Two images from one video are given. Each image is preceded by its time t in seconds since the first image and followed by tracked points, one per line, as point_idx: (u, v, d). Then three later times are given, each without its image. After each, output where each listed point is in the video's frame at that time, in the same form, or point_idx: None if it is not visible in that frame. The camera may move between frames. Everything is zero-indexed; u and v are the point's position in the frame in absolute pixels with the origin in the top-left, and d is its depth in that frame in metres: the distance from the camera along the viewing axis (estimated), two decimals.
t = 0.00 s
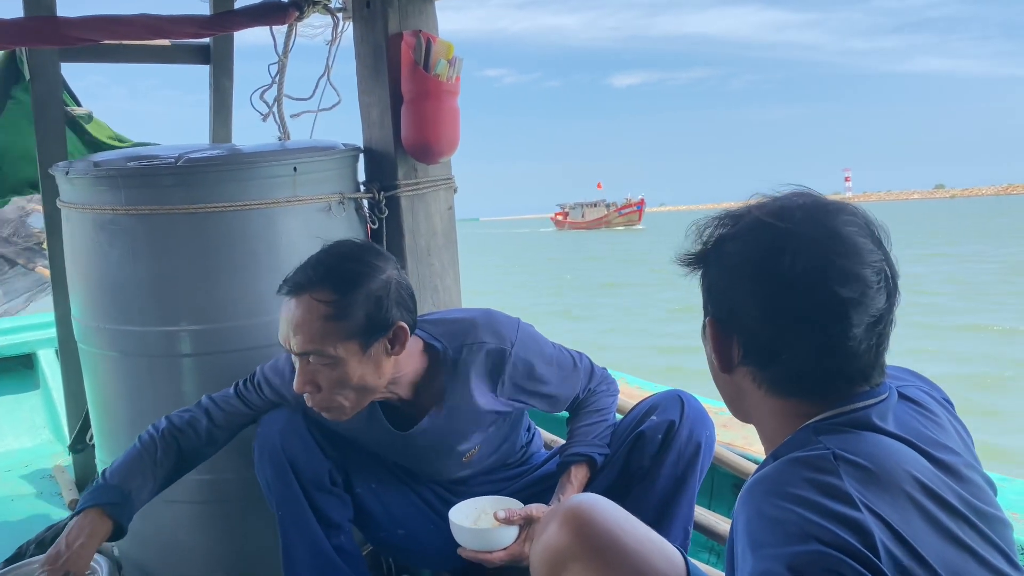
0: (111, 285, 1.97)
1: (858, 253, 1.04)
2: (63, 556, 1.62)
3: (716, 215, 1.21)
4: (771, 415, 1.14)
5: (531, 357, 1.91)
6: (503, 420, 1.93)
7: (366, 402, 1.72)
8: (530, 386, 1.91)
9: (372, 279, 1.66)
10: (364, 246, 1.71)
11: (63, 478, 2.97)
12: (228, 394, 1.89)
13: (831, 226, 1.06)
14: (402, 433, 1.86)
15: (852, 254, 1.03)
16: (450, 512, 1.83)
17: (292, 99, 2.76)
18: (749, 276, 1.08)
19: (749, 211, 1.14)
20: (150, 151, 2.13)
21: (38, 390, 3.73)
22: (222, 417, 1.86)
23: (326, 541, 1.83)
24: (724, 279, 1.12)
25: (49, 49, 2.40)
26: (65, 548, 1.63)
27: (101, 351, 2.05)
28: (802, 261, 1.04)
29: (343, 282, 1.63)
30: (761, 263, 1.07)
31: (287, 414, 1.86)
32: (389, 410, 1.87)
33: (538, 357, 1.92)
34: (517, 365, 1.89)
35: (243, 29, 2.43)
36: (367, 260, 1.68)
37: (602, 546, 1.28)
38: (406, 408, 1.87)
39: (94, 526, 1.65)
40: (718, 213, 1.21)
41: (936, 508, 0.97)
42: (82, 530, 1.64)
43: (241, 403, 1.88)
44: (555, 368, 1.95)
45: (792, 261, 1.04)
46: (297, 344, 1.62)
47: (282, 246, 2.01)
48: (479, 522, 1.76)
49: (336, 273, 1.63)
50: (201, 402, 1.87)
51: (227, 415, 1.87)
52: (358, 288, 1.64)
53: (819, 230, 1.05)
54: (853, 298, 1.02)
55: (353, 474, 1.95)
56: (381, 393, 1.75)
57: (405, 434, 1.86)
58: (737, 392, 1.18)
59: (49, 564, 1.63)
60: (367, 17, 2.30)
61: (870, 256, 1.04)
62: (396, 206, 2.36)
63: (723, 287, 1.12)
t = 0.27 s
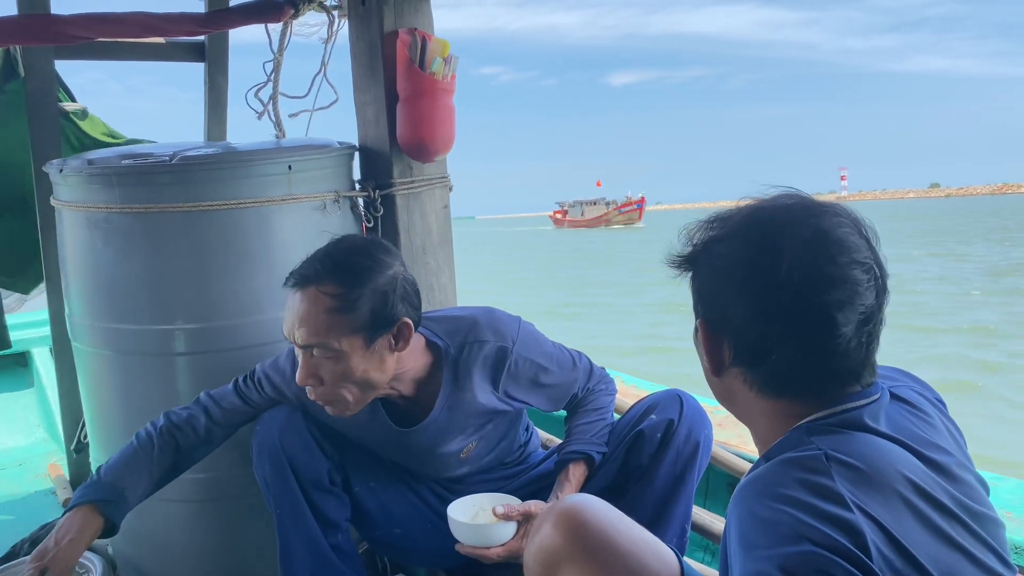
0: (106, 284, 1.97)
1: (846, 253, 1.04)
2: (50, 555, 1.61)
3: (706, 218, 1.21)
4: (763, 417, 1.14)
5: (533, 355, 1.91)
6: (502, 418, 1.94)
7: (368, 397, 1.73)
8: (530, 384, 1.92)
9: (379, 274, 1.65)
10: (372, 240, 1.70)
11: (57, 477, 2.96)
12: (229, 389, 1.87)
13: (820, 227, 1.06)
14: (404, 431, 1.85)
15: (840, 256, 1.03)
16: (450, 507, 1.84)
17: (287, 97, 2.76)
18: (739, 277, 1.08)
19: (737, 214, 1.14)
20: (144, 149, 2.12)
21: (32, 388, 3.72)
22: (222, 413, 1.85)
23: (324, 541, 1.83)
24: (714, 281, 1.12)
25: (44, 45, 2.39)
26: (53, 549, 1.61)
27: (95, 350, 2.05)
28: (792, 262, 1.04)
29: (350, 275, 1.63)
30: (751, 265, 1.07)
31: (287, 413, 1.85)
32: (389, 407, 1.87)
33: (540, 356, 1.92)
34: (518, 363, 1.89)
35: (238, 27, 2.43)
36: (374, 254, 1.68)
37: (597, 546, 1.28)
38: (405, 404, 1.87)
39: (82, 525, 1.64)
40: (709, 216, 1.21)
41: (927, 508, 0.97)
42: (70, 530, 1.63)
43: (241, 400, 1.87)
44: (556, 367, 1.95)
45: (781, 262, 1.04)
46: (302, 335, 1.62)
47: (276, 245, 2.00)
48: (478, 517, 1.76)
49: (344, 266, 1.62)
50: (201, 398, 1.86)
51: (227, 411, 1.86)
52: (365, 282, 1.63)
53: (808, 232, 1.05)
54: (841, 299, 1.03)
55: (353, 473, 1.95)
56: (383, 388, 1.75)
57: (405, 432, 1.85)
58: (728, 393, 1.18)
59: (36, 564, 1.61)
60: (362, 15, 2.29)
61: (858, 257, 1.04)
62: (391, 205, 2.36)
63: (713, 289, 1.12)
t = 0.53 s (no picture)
0: (98, 282, 1.96)
1: (839, 250, 1.04)
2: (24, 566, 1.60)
3: (697, 217, 1.21)
4: (755, 415, 1.14)
5: (520, 355, 1.91)
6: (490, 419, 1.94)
7: (355, 397, 1.72)
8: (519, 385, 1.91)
9: (370, 274, 1.65)
10: (364, 240, 1.70)
11: (51, 474, 2.95)
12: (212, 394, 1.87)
13: (812, 225, 1.06)
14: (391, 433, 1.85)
15: (833, 252, 1.03)
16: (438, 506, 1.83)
17: (282, 94, 2.75)
18: (731, 275, 1.08)
19: (729, 212, 1.14)
20: (137, 146, 2.12)
21: (25, 386, 3.71)
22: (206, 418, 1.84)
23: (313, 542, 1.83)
24: (705, 279, 1.12)
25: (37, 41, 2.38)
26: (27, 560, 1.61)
27: (87, 347, 2.04)
28: (784, 259, 1.04)
29: (340, 275, 1.62)
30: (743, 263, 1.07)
31: (274, 416, 1.84)
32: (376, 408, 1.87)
33: (527, 356, 1.92)
34: (506, 364, 1.89)
35: (232, 24, 2.41)
36: (366, 254, 1.67)
37: (590, 545, 1.28)
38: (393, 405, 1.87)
39: (57, 536, 1.64)
40: (699, 215, 1.21)
41: (919, 506, 0.97)
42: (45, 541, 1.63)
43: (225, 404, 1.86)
44: (544, 367, 1.95)
45: (774, 259, 1.04)
46: (290, 334, 1.61)
47: (269, 243, 2.00)
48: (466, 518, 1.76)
49: (334, 265, 1.62)
50: (185, 403, 1.85)
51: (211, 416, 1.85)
52: (356, 282, 1.63)
53: (800, 229, 1.05)
54: (834, 296, 1.03)
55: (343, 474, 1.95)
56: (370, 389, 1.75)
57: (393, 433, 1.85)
58: (720, 392, 1.18)
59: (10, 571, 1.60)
60: (356, 12, 2.29)
61: (851, 253, 1.04)
62: (386, 202, 2.36)
63: (704, 287, 1.12)
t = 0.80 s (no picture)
0: (90, 278, 1.95)
1: (833, 245, 1.04)
2: None
3: (691, 213, 1.21)
4: (749, 411, 1.14)
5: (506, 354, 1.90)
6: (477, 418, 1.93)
7: (339, 400, 1.72)
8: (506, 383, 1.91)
9: (351, 275, 1.65)
10: (344, 241, 1.70)
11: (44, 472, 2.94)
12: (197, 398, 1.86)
13: (806, 219, 1.06)
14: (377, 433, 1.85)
15: (827, 246, 1.03)
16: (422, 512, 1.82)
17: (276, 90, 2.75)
18: (725, 270, 1.08)
19: (724, 207, 1.14)
20: (129, 142, 2.11)
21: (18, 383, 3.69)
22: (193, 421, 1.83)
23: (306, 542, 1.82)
24: (700, 274, 1.12)
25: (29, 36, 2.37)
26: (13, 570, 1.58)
27: (80, 344, 2.04)
28: (779, 253, 1.03)
29: (322, 276, 1.62)
30: (738, 257, 1.07)
31: (260, 418, 1.84)
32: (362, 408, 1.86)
33: (513, 354, 1.91)
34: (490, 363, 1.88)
35: (225, 20, 2.40)
36: (346, 255, 1.67)
37: (584, 541, 1.28)
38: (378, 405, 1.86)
39: (43, 547, 1.61)
40: (693, 211, 1.21)
41: (913, 502, 0.97)
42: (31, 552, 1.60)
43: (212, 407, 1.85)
44: (531, 364, 1.94)
45: (769, 253, 1.04)
46: (272, 337, 1.61)
47: (263, 238, 1.99)
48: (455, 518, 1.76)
49: (315, 267, 1.62)
50: (170, 408, 1.83)
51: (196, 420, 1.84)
52: (337, 283, 1.63)
53: (795, 223, 1.05)
54: (828, 290, 1.03)
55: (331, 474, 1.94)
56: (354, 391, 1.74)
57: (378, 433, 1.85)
58: (715, 387, 1.18)
59: None
60: (350, 7, 2.28)
61: (846, 248, 1.05)
62: (380, 198, 2.35)
63: (699, 282, 1.12)
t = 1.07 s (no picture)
0: (84, 275, 1.95)
1: (830, 242, 1.04)
2: None
3: (688, 210, 1.20)
4: (745, 407, 1.14)
5: (496, 353, 1.89)
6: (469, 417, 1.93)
7: (334, 401, 1.71)
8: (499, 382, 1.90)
9: (346, 277, 1.64)
10: (338, 242, 1.69)
11: (38, 469, 2.93)
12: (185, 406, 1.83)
13: (803, 216, 1.06)
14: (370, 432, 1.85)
15: (824, 242, 1.03)
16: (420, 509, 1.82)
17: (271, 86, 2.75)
18: (722, 267, 1.08)
19: (721, 203, 1.14)
20: (124, 138, 2.10)
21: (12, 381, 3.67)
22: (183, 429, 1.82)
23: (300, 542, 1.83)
24: (697, 271, 1.12)
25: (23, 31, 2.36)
26: None
27: (74, 340, 2.03)
28: (776, 250, 1.03)
29: (316, 279, 1.61)
30: (735, 254, 1.07)
31: (251, 424, 1.83)
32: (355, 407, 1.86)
33: (503, 353, 1.90)
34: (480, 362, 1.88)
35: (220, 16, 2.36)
36: (341, 256, 1.66)
37: (580, 538, 1.27)
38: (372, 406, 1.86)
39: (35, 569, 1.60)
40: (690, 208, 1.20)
41: (909, 497, 0.97)
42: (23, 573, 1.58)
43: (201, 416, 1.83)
44: (523, 362, 1.94)
45: (766, 250, 1.04)
46: (267, 340, 1.60)
47: (258, 235, 1.99)
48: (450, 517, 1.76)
49: (310, 269, 1.61)
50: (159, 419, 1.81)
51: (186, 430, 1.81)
52: (332, 285, 1.62)
53: (792, 220, 1.05)
54: (825, 286, 1.03)
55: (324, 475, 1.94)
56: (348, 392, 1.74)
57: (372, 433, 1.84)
58: (712, 384, 1.18)
59: None
60: (345, 3, 2.27)
61: (843, 244, 1.05)
62: (375, 194, 2.35)
63: (696, 279, 1.12)
